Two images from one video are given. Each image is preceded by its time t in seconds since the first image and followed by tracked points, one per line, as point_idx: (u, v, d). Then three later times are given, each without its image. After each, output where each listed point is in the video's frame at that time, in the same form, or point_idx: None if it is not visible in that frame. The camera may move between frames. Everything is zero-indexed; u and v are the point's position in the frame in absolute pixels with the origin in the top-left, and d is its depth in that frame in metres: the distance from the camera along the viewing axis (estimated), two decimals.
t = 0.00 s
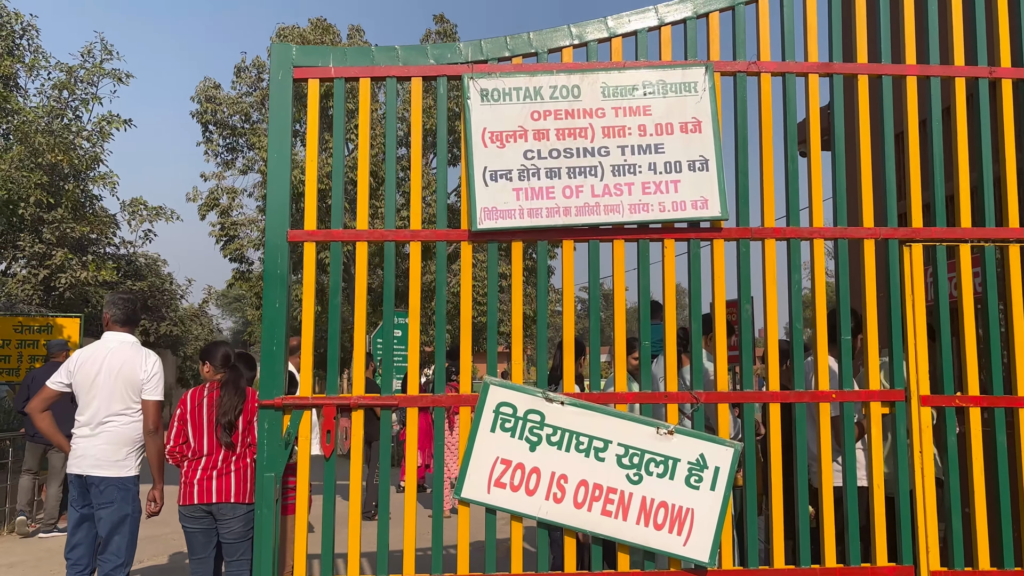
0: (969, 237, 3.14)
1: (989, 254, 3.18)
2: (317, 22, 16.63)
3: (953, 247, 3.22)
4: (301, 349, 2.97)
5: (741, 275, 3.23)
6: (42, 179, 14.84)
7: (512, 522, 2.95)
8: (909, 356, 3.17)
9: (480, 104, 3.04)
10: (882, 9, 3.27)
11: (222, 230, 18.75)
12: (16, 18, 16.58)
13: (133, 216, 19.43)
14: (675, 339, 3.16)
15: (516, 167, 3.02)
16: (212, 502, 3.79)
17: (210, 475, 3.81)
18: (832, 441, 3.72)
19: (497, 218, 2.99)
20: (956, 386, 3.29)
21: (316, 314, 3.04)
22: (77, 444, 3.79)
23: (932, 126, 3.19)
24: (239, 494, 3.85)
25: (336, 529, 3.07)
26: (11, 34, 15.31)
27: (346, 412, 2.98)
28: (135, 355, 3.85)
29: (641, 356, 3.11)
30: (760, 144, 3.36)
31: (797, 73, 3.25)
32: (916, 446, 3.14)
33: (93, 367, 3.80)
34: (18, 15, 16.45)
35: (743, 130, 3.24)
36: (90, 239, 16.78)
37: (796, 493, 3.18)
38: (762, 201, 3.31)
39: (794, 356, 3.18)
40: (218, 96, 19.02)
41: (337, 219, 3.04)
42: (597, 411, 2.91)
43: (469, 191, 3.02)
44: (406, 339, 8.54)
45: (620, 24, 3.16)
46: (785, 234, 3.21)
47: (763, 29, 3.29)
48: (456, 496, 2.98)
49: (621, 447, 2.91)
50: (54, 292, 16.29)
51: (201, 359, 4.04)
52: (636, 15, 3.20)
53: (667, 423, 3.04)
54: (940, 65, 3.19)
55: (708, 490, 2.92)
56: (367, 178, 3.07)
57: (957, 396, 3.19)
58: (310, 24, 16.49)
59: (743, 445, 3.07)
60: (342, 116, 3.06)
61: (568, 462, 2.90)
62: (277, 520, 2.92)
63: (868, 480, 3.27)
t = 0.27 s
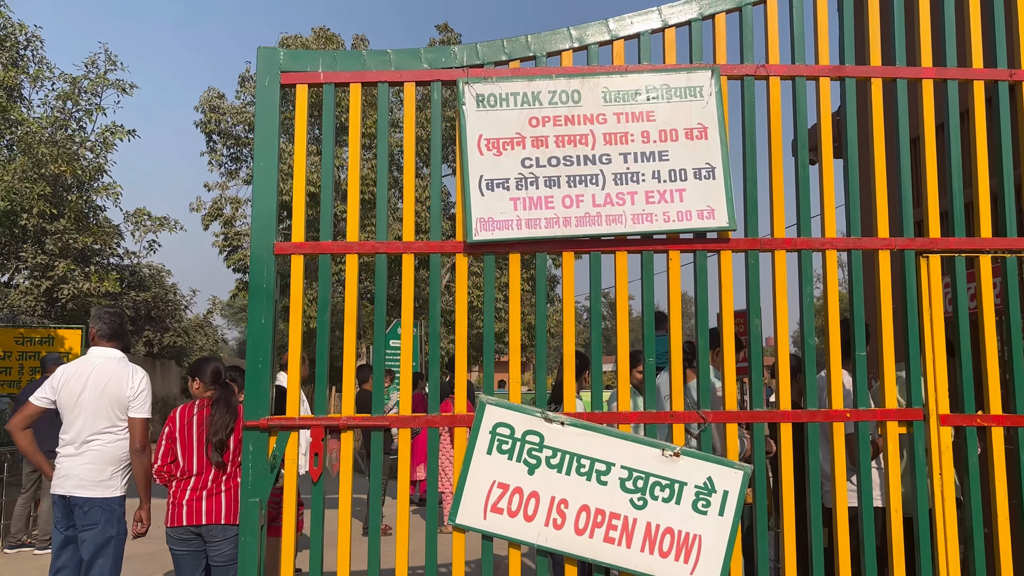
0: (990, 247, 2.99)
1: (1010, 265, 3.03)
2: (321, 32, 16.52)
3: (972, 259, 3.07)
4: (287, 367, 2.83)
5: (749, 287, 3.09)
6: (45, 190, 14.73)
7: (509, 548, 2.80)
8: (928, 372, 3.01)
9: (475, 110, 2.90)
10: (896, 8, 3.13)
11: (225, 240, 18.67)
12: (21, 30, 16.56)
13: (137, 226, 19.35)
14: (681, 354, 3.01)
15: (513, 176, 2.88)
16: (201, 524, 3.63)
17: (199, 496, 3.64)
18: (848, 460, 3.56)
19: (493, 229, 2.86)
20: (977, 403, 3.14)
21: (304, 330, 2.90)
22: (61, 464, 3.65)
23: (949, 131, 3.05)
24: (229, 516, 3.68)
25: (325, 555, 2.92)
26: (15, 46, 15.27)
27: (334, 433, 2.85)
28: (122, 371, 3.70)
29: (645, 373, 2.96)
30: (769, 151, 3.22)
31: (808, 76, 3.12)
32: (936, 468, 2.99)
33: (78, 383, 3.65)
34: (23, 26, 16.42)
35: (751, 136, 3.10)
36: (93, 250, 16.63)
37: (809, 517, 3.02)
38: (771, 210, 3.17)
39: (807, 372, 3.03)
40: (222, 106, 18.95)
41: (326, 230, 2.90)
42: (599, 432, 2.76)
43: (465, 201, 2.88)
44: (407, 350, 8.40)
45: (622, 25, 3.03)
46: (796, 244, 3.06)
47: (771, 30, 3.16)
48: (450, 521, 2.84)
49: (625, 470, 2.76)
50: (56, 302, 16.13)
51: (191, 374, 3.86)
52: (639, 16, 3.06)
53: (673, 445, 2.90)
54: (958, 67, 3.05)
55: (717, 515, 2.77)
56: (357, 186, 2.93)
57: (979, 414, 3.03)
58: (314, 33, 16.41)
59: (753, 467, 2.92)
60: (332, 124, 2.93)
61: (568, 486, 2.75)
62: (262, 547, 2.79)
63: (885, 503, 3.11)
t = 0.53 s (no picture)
0: (999, 257, 2.91)
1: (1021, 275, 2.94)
2: (325, 41, 16.48)
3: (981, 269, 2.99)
4: (276, 382, 2.76)
5: (751, 299, 3.01)
6: (49, 201, 14.71)
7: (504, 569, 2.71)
8: (936, 386, 2.92)
9: (469, 118, 2.84)
10: (900, 12, 3.06)
11: (229, 250, 18.64)
12: (27, 41, 16.59)
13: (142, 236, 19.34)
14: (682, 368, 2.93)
15: (508, 186, 2.81)
16: (191, 540, 3.56)
17: (190, 512, 3.58)
18: (855, 476, 3.46)
19: (487, 240, 2.78)
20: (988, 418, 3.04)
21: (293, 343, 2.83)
22: (51, 480, 3.59)
23: (956, 138, 2.97)
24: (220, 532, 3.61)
25: None
26: (20, 57, 15.30)
27: (325, 451, 2.77)
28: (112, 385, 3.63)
29: (644, 386, 2.88)
30: (770, 159, 3.15)
31: (810, 83, 3.05)
32: (945, 485, 2.89)
33: (68, 398, 3.59)
34: (28, 37, 16.45)
35: (752, 144, 3.03)
36: (97, 261, 16.55)
37: (815, 536, 2.92)
38: (774, 219, 3.10)
39: (810, 386, 2.94)
40: (226, 116, 18.95)
41: (316, 240, 2.84)
42: (596, 449, 2.68)
43: (459, 211, 2.81)
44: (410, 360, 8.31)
45: (620, 32, 2.97)
46: (799, 255, 2.99)
47: (773, 36, 3.09)
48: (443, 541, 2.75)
49: (624, 488, 2.68)
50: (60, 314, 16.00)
51: (183, 389, 3.83)
52: (637, 23, 3.00)
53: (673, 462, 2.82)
54: (965, 73, 2.97)
55: (719, 535, 2.68)
56: (348, 196, 2.87)
57: (989, 429, 2.94)
58: (317, 43, 16.40)
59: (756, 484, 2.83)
60: (322, 133, 2.86)
61: (565, 504, 2.67)
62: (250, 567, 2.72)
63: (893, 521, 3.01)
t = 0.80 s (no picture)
0: (1001, 267, 2.86)
1: None
2: (329, 50, 16.49)
3: (984, 279, 2.94)
4: (265, 395, 2.72)
5: (749, 309, 2.97)
6: (53, 210, 14.73)
7: None
8: (936, 398, 2.87)
9: (462, 128, 2.80)
10: (899, 19, 3.02)
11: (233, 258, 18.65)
12: (32, 51, 16.66)
13: (146, 245, 19.38)
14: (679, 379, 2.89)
15: (501, 196, 2.78)
16: (184, 554, 3.53)
17: (183, 526, 3.55)
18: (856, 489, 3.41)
19: (480, 251, 2.75)
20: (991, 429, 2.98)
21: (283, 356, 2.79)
22: (43, 493, 3.55)
23: (956, 146, 2.93)
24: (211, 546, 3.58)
25: None
26: (25, 67, 15.34)
27: (315, 465, 2.73)
28: (104, 397, 3.60)
29: (640, 399, 2.84)
30: (768, 168, 3.11)
31: (807, 91, 3.01)
32: (946, 499, 2.84)
33: (59, 411, 3.56)
34: (33, 47, 16.51)
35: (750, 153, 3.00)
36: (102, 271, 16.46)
37: (815, 551, 2.87)
38: (772, 228, 3.05)
39: (809, 398, 2.90)
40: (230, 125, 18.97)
41: (307, 251, 2.81)
42: (591, 463, 2.64)
43: (450, 222, 2.78)
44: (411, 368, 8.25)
45: (614, 40, 2.94)
46: (797, 266, 2.95)
47: (770, 44, 3.06)
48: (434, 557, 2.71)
49: (618, 504, 2.63)
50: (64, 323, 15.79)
51: (175, 402, 3.79)
52: (631, 31, 2.97)
53: (669, 476, 2.77)
54: (965, 80, 2.93)
55: (716, 551, 2.63)
56: (339, 207, 2.84)
57: (992, 443, 2.89)
58: (321, 51, 16.42)
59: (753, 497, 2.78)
60: (313, 143, 2.84)
61: (560, 520, 2.62)
62: None
63: (894, 536, 2.96)
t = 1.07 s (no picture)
0: (1003, 273, 2.83)
1: None
2: (334, 57, 16.53)
3: (987, 285, 2.91)
4: (261, 403, 2.71)
5: (748, 316, 2.95)
6: (60, 217, 14.76)
7: None
8: (939, 406, 2.84)
9: (459, 134, 2.79)
10: (899, 23, 3.00)
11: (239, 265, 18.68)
12: (40, 59, 16.76)
13: (153, 252, 19.44)
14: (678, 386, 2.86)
15: (498, 202, 2.76)
16: (183, 562, 3.52)
17: (181, 534, 3.54)
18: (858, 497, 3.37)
19: (477, 257, 2.73)
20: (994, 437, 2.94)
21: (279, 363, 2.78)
22: (41, 501, 3.55)
23: (958, 152, 2.90)
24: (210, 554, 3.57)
25: None
26: (33, 75, 15.42)
27: (311, 473, 2.71)
28: (102, 402, 3.60)
29: (639, 406, 2.82)
30: (767, 174, 3.09)
31: (807, 96, 3.00)
32: (949, 508, 2.80)
33: (57, 416, 3.55)
34: (41, 55, 16.60)
35: (749, 158, 2.98)
36: (109, 277, 16.41)
37: (816, 560, 2.84)
38: (772, 234, 3.03)
39: (810, 405, 2.87)
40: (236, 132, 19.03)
41: (303, 258, 2.79)
42: (588, 472, 2.61)
43: (447, 228, 2.76)
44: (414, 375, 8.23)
45: (612, 46, 2.93)
46: (797, 272, 2.92)
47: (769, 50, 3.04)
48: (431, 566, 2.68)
49: (617, 513, 2.60)
50: (69, 329, 15.68)
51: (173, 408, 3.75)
52: (630, 36, 2.96)
53: (668, 484, 2.74)
54: (966, 85, 2.91)
55: (716, 561, 2.60)
56: (336, 213, 2.83)
57: (995, 451, 2.85)
58: (326, 57, 16.45)
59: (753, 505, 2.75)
60: (310, 148, 2.83)
61: (557, 529, 2.59)
62: None
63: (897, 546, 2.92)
